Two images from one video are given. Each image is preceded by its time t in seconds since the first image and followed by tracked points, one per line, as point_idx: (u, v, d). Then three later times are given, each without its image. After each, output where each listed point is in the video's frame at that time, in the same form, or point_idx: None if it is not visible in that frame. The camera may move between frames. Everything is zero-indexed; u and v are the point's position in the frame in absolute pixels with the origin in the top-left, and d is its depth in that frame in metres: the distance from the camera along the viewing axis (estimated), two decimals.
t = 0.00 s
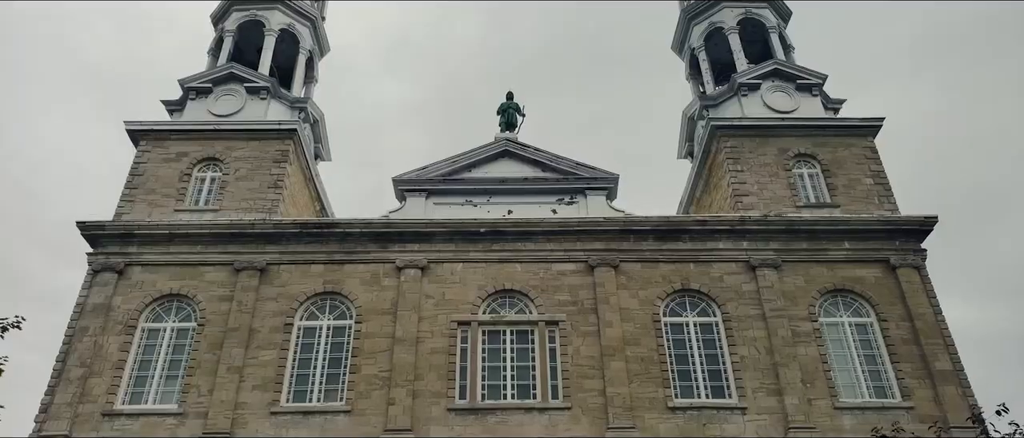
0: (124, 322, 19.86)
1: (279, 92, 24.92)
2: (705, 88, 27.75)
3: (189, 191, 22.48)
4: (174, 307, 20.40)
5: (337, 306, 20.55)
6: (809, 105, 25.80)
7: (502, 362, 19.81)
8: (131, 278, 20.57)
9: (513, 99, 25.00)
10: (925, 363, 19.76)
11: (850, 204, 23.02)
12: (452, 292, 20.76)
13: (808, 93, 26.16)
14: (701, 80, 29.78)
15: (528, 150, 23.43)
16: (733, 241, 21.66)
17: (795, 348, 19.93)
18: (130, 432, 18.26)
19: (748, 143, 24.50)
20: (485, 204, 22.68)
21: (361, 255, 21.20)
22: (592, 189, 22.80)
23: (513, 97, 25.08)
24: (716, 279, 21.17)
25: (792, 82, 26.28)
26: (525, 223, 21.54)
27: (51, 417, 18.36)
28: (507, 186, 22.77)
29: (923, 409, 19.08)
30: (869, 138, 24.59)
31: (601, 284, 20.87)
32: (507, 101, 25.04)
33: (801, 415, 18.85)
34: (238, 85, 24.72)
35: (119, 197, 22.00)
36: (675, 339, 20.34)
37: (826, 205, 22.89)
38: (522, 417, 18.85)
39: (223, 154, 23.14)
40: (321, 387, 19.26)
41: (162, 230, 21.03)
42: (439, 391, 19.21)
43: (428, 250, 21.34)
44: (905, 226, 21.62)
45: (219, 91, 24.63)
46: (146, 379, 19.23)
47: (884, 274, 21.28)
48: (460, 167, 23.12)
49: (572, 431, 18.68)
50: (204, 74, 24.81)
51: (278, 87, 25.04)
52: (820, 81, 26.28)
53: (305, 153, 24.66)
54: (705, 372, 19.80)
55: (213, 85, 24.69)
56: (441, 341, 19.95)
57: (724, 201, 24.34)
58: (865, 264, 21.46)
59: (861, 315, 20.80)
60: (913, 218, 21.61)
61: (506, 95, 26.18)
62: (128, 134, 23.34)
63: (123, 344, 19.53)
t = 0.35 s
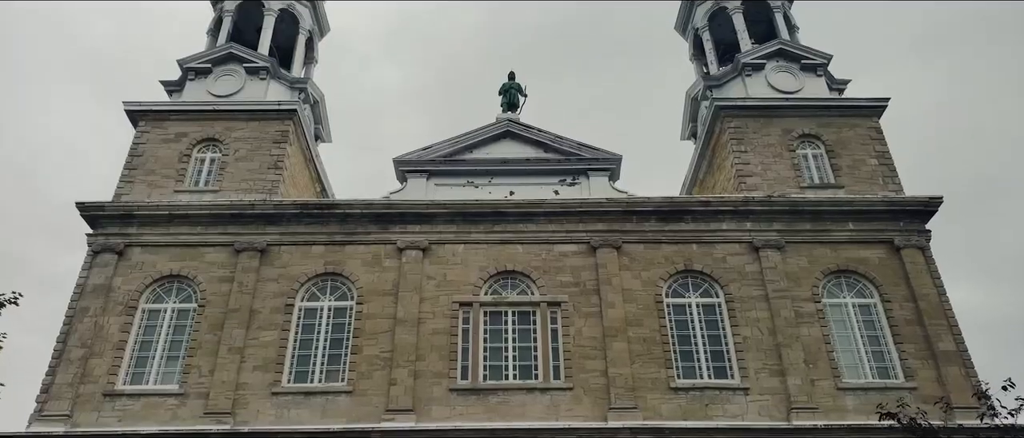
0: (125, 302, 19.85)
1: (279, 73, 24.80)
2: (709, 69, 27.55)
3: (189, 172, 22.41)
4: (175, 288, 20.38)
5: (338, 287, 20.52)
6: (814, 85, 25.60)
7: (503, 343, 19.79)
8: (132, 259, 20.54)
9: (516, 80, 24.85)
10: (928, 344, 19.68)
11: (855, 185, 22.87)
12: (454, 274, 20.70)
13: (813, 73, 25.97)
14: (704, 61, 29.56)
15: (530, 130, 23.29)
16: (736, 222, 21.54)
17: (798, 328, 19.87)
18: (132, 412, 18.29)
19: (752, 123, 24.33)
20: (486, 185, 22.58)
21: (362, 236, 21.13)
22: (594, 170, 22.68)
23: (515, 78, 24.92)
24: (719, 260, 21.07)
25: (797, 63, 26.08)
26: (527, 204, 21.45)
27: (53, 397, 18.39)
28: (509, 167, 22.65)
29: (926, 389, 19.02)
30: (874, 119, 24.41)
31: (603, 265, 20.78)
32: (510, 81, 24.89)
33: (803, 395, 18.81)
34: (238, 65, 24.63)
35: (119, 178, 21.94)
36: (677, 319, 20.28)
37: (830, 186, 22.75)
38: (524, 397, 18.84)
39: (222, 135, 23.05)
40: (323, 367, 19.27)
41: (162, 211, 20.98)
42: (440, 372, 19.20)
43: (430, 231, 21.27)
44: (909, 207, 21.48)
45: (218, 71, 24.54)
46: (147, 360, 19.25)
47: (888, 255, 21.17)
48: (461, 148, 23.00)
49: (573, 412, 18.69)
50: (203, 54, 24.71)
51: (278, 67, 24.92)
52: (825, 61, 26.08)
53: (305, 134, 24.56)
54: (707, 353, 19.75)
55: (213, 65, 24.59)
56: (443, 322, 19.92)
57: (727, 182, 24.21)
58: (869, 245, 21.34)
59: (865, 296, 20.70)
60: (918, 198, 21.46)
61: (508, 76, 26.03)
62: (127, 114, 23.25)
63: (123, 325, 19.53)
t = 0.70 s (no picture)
0: (126, 254, 19.92)
1: (276, 23, 24.56)
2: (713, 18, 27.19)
3: (188, 124, 22.30)
4: (175, 239, 20.43)
5: (340, 239, 20.55)
6: (819, 35, 25.27)
7: (505, 295, 19.88)
8: (132, 211, 20.56)
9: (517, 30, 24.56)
10: (929, 295, 19.71)
11: (859, 136, 22.69)
12: (455, 226, 20.69)
13: (819, 22, 25.62)
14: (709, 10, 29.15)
15: (531, 81, 23.07)
16: (738, 174, 21.43)
17: (799, 279, 19.90)
18: (135, 362, 18.48)
19: (756, 73, 24.05)
20: (487, 137, 22.45)
21: (363, 188, 21.09)
22: (596, 122, 22.53)
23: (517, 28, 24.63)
24: (721, 212, 21.01)
25: (803, 12, 25.72)
26: (528, 156, 21.33)
27: (57, 348, 18.57)
28: (511, 119, 22.50)
29: (926, 339, 19.10)
30: (880, 69, 24.13)
31: (604, 217, 20.75)
32: (511, 31, 24.59)
33: (802, 345, 18.91)
34: (235, 15, 24.41)
35: (117, 129, 21.85)
36: (678, 271, 20.30)
37: (834, 137, 22.58)
38: (525, 348, 19.01)
39: (220, 86, 22.89)
40: (326, 319, 19.40)
41: (161, 163, 20.93)
42: (441, 323, 19.31)
43: (431, 183, 21.21)
44: (913, 158, 21.32)
45: (215, 21, 24.32)
46: (150, 311, 19.38)
47: (891, 206, 21.09)
48: (462, 99, 22.81)
49: (574, 362, 18.85)
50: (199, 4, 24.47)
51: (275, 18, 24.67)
52: (831, 10, 25.70)
53: (304, 85, 24.38)
54: (707, 304, 19.82)
55: (209, 15, 24.38)
56: (444, 274, 19.97)
57: (730, 133, 24.05)
58: (872, 196, 21.24)
59: (866, 247, 20.68)
60: (922, 149, 21.28)
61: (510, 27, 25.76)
62: (123, 65, 23.06)
63: (125, 276, 19.63)
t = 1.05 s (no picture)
0: (125, 189, 19.92)
1: None
2: None
3: (182, 57, 22.04)
4: (174, 174, 20.40)
5: (339, 174, 20.49)
6: None
7: (506, 230, 19.91)
8: (129, 145, 20.48)
9: None
10: (930, 229, 19.68)
11: (865, 68, 22.36)
12: (455, 160, 20.58)
13: None
14: None
15: (532, 11, 22.64)
16: (741, 107, 21.18)
17: (800, 214, 19.85)
18: (137, 296, 18.65)
19: (761, 4, 23.58)
20: (487, 70, 22.18)
21: (361, 122, 20.92)
22: (599, 54, 22.23)
23: None
24: (723, 146, 20.84)
25: None
26: (529, 89, 21.08)
27: (59, 281, 18.72)
28: (511, 51, 22.19)
29: (925, 273, 19.15)
30: None
31: (605, 152, 20.61)
32: None
33: (802, 279, 18.99)
34: None
35: (111, 63, 21.60)
36: (679, 206, 20.25)
37: (839, 70, 22.25)
38: (525, 282, 19.14)
39: (215, 18, 22.54)
40: (326, 253, 19.50)
41: (157, 97, 20.75)
42: (442, 257, 19.38)
43: (430, 117, 21.02)
44: (919, 91, 21.04)
45: None
46: (151, 245, 19.47)
47: (895, 140, 20.90)
48: (461, 30, 22.41)
49: (573, 296, 18.98)
50: None
51: None
52: None
53: (300, 17, 24.01)
54: (707, 239, 19.83)
55: None
56: (444, 209, 19.95)
57: (734, 65, 23.72)
58: (876, 130, 21.03)
59: (868, 181, 20.58)
60: (928, 82, 20.99)
61: None
62: None
63: (125, 211, 19.66)
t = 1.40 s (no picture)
0: (121, 127, 19.80)
1: None
2: None
3: None
4: (171, 112, 20.24)
5: (337, 112, 20.32)
6: None
7: (506, 170, 19.82)
8: (124, 83, 20.28)
9: None
10: (932, 168, 19.55)
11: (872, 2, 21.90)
12: (454, 98, 20.36)
13: None
14: None
15: None
16: (744, 43, 20.84)
17: (802, 152, 19.69)
18: (137, 235, 18.73)
19: None
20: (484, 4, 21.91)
21: (359, 58, 20.63)
22: None
23: None
24: (726, 83, 20.55)
25: None
26: (529, 25, 20.74)
27: (59, 220, 18.76)
28: None
29: (925, 212, 19.10)
30: None
31: (606, 89, 20.35)
32: None
33: (802, 217, 18.96)
34: None
35: None
36: (681, 144, 20.09)
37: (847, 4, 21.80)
38: (525, 221, 19.15)
39: None
40: (326, 192, 19.48)
41: (151, 33, 20.47)
42: (442, 197, 19.33)
43: (429, 54, 20.71)
44: (927, 27, 20.65)
45: None
46: (149, 184, 19.45)
47: (901, 76, 20.60)
48: None
49: (573, 235, 18.99)
50: None
51: None
52: None
53: None
54: (708, 177, 19.73)
55: None
56: (444, 148, 19.82)
57: None
58: (882, 66, 20.72)
59: (872, 119, 20.36)
60: (937, 18, 20.59)
61: None
62: None
63: (122, 149, 19.58)
